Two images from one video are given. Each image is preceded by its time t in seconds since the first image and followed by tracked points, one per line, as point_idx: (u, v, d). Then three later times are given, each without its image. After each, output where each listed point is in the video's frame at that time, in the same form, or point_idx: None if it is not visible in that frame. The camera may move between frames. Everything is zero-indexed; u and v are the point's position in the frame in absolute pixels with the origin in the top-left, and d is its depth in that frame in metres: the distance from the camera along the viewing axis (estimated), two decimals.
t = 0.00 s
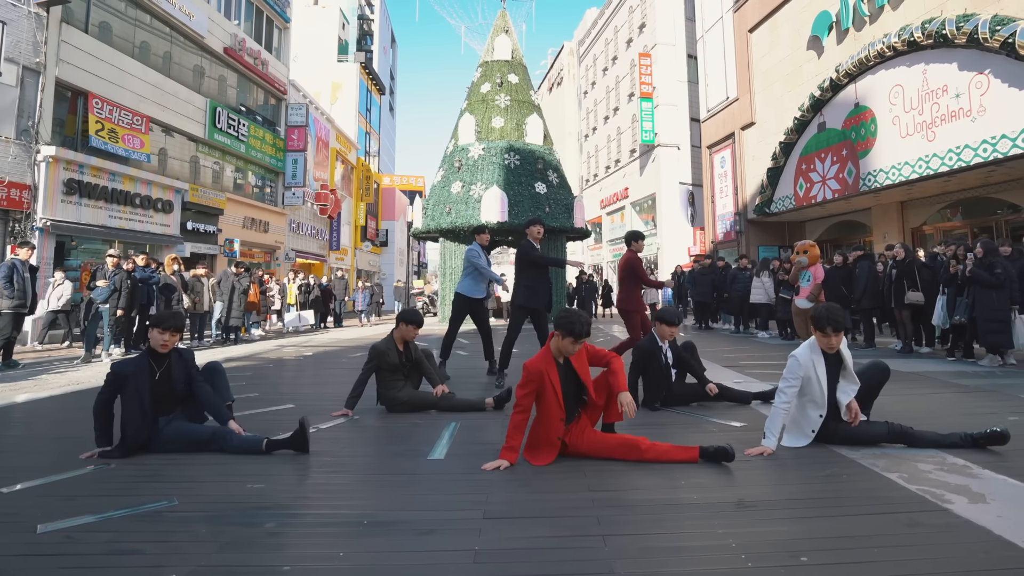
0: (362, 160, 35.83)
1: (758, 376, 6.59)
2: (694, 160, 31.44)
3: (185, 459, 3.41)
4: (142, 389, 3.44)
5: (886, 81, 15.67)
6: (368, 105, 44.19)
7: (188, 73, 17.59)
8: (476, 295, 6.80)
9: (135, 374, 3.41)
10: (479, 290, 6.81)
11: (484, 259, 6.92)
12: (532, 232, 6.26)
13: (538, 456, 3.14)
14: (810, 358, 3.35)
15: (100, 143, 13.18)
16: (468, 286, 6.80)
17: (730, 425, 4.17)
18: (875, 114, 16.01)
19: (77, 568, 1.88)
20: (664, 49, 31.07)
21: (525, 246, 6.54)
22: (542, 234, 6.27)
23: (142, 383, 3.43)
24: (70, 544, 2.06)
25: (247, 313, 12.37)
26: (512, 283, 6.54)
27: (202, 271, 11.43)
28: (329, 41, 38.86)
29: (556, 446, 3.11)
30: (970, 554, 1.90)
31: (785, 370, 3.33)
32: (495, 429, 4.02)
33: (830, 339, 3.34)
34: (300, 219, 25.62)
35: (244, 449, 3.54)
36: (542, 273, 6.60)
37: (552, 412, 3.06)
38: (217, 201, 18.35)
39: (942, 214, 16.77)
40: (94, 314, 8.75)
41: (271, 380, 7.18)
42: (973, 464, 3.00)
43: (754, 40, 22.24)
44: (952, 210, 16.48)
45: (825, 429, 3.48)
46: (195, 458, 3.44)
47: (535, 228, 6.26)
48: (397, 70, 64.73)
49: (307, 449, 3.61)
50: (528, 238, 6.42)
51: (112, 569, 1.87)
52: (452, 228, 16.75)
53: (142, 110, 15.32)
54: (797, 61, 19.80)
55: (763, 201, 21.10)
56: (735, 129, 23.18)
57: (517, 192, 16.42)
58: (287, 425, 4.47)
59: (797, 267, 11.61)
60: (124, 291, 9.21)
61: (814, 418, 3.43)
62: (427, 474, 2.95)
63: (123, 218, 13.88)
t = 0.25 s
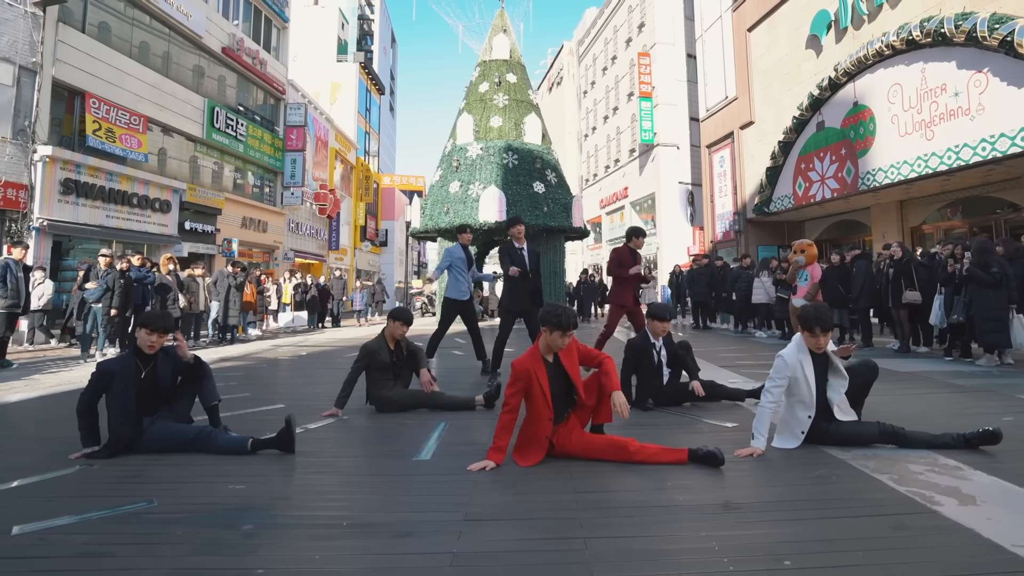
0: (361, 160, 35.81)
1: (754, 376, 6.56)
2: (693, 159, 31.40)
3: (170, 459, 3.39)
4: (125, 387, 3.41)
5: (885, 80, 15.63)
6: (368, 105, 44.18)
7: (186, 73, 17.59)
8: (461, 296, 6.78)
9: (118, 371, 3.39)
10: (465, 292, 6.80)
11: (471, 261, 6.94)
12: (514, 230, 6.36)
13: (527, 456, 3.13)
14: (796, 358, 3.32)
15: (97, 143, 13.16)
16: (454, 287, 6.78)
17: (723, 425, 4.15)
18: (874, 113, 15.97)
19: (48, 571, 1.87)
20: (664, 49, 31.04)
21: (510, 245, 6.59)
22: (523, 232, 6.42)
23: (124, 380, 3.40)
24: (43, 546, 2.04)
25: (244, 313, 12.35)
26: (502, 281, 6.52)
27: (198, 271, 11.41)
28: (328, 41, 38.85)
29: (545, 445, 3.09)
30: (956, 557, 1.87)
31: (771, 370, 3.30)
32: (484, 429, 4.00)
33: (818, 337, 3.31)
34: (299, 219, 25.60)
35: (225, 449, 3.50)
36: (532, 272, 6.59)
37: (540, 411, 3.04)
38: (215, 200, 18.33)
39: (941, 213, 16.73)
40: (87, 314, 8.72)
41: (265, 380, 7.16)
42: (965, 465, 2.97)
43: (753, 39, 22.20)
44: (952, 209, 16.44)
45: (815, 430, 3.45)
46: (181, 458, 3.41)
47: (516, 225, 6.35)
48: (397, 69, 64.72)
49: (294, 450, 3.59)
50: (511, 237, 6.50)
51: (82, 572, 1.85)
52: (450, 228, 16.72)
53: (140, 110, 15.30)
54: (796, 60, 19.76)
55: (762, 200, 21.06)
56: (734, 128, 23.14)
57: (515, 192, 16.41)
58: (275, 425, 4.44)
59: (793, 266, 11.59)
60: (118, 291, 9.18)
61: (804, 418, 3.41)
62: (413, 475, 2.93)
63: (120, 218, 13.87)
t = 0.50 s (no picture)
0: (361, 160, 35.82)
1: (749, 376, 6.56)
2: (692, 159, 31.40)
3: (158, 459, 3.39)
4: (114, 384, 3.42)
5: (883, 80, 15.62)
6: (368, 105, 44.19)
7: (185, 73, 17.62)
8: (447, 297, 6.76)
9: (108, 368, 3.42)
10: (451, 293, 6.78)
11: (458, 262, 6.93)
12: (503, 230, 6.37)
13: (515, 453, 3.16)
14: (781, 357, 3.33)
15: (95, 143, 13.17)
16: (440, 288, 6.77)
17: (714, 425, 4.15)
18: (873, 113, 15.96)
19: (26, 570, 1.87)
20: (663, 48, 31.05)
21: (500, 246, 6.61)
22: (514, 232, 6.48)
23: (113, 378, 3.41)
24: (23, 546, 2.04)
25: (241, 313, 12.34)
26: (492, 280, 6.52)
27: (195, 271, 11.40)
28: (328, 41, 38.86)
29: (532, 444, 3.13)
30: (938, 558, 1.87)
31: (758, 370, 3.31)
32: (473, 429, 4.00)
33: (803, 336, 3.31)
34: (298, 219, 25.59)
35: (217, 448, 3.50)
36: (522, 271, 6.60)
37: (529, 412, 3.06)
38: (213, 200, 18.33)
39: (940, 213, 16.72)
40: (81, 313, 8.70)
41: (260, 380, 7.16)
42: (954, 465, 2.97)
43: (752, 38, 22.20)
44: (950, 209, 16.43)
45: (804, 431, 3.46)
46: (168, 458, 3.41)
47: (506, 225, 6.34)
48: (397, 70, 64.73)
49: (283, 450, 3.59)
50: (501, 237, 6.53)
51: (61, 572, 1.85)
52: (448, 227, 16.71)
53: (138, 109, 15.30)
54: (795, 60, 19.76)
55: (761, 200, 21.05)
56: (733, 128, 23.14)
57: (513, 192, 16.41)
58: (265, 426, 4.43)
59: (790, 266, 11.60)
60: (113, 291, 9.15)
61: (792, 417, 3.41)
62: (399, 476, 2.93)
63: (118, 218, 13.87)
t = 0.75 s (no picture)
0: (361, 160, 35.85)
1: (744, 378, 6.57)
2: (692, 160, 31.41)
3: (150, 460, 3.40)
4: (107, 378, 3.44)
5: (881, 81, 15.64)
6: (368, 106, 44.24)
7: (185, 74, 17.67)
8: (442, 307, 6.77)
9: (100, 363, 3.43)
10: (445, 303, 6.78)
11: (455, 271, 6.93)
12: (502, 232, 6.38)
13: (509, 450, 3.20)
14: (768, 357, 3.34)
15: (95, 144, 13.20)
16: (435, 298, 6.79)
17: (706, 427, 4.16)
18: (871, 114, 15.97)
19: (14, 571, 1.88)
20: (662, 49, 31.07)
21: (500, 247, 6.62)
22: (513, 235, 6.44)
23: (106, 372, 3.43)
24: (12, 547, 2.05)
25: (239, 313, 12.35)
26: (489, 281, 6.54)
27: (192, 272, 11.42)
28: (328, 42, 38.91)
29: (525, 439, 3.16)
30: (920, 561, 1.88)
31: (745, 371, 3.32)
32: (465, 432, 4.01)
33: (788, 334, 3.33)
34: (297, 219, 25.61)
35: (214, 438, 3.52)
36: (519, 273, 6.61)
37: (519, 406, 3.09)
38: (213, 201, 18.36)
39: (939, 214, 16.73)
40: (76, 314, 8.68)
41: (257, 381, 7.18)
42: (942, 468, 2.98)
43: (751, 39, 22.22)
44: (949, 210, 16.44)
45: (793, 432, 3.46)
46: (161, 459, 3.43)
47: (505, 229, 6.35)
48: (398, 71, 64.80)
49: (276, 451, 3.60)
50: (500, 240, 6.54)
51: (51, 572, 1.87)
52: (447, 228, 16.73)
53: (138, 110, 15.33)
54: (794, 61, 19.78)
55: (760, 201, 21.06)
56: (732, 129, 23.16)
57: (512, 193, 16.43)
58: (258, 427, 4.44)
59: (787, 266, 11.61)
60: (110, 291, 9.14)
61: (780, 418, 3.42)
62: (389, 477, 2.94)
63: (118, 218, 13.91)
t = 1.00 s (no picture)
0: (361, 161, 35.89)
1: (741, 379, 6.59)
2: (692, 161, 31.43)
3: (149, 461, 3.43)
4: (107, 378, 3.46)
5: (880, 83, 15.66)
6: (369, 106, 44.29)
7: (187, 75, 17.72)
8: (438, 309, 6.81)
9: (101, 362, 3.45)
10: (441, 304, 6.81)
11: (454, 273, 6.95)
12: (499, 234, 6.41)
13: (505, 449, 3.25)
14: (752, 355, 3.36)
15: (96, 145, 13.25)
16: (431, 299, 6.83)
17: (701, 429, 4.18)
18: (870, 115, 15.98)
19: (13, 571, 1.91)
20: (663, 50, 31.10)
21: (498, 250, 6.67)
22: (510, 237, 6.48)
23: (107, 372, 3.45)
24: (11, 547, 2.08)
25: (239, 314, 12.38)
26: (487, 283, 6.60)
27: (192, 273, 11.44)
28: (329, 42, 38.97)
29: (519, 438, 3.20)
30: (908, 563, 1.91)
31: (732, 371, 3.34)
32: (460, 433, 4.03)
33: (771, 329, 3.36)
34: (298, 220, 25.64)
35: (216, 434, 3.57)
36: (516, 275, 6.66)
37: (511, 406, 3.12)
38: (213, 202, 18.41)
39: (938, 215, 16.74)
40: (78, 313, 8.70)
41: (256, 382, 7.20)
42: (933, 470, 3.00)
43: (751, 40, 22.24)
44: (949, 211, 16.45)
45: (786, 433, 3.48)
46: (158, 460, 3.45)
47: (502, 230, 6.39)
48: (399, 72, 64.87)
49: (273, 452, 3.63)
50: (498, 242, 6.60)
51: (49, 572, 1.89)
52: (447, 229, 16.76)
53: (138, 111, 15.37)
54: (793, 62, 19.80)
55: (760, 202, 21.07)
56: (732, 130, 23.17)
57: (512, 194, 16.46)
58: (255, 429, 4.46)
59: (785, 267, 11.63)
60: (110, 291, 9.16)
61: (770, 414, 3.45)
62: (384, 479, 2.96)
63: (118, 219, 13.96)
